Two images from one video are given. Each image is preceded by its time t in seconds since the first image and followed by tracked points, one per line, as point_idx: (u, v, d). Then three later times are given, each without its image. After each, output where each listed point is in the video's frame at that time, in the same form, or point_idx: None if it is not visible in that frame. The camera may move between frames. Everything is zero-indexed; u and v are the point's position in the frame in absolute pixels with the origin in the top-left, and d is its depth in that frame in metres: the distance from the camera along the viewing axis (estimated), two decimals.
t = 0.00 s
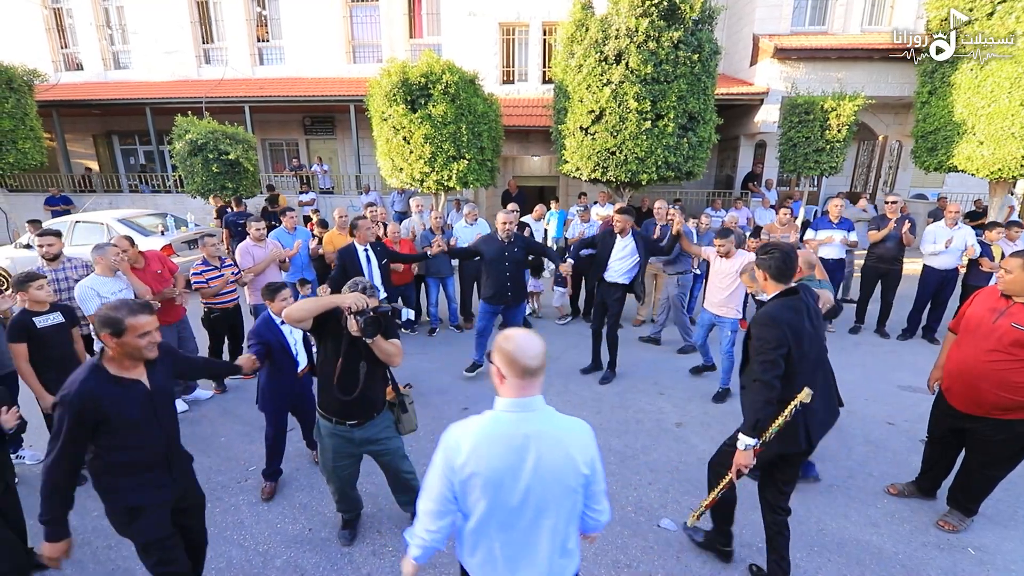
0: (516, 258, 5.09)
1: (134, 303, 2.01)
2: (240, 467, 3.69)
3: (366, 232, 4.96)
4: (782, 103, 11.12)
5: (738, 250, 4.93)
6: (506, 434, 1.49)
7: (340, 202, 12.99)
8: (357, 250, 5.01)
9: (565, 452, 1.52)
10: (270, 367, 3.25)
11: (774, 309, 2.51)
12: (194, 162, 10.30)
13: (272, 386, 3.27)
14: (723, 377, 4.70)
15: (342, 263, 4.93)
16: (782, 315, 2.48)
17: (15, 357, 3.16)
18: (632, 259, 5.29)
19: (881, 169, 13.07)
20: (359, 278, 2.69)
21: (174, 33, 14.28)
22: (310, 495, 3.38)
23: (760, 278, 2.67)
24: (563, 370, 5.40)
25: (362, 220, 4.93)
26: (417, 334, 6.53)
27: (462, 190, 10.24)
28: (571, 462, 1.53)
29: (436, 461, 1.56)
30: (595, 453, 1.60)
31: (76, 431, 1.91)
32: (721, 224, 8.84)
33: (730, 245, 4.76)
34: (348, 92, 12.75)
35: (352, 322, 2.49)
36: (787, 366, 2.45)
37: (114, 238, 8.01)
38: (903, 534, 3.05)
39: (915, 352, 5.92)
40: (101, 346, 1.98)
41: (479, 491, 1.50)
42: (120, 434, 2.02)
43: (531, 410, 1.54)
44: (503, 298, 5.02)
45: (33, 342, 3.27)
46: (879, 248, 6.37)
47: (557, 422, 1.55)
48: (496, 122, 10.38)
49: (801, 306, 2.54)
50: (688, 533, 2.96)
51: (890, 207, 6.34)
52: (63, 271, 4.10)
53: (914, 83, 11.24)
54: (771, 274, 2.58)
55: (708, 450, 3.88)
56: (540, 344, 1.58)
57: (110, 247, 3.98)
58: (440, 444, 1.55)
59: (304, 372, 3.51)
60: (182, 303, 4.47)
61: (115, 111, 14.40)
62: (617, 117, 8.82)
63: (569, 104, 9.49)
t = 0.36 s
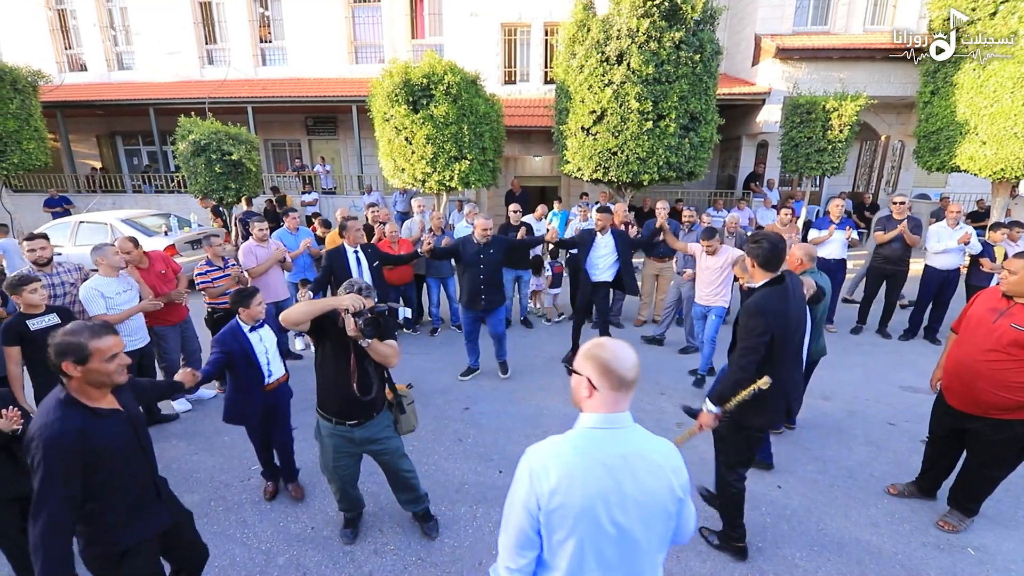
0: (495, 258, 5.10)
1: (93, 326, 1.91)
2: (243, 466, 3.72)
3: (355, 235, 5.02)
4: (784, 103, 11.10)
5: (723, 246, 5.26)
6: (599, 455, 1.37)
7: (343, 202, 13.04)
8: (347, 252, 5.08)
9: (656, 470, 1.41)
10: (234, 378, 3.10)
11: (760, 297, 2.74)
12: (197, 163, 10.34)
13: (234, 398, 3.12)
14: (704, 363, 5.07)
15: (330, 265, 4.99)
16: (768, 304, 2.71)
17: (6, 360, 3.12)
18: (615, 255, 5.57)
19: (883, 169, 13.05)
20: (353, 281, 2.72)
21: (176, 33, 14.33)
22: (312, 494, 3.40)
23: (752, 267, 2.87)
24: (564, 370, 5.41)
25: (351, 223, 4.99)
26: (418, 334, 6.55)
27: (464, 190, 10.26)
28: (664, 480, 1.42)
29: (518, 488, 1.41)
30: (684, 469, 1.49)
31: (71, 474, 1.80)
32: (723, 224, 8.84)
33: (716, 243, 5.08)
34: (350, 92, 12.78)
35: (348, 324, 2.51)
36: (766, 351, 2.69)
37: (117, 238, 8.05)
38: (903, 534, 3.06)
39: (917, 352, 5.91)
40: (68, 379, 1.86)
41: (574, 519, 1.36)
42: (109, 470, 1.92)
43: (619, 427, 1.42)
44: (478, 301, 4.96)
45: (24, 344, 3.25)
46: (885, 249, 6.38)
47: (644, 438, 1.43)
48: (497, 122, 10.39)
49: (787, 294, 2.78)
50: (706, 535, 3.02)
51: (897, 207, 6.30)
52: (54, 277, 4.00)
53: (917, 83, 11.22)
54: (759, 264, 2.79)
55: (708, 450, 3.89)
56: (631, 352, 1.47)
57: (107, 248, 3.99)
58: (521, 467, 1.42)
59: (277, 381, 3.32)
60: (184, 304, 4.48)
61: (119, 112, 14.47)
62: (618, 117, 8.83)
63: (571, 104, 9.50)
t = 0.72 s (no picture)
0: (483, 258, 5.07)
1: (82, 339, 1.79)
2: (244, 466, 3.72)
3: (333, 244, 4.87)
4: (786, 103, 11.09)
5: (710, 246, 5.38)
6: (642, 512, 1.20)
7: (344, 202, 13.07)
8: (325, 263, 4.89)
9: (711, 527, 1.24)
10: (214, 393, 2.95)
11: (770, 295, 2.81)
12: (199, 163, 10.36)
13: (214, 412, 2.96)
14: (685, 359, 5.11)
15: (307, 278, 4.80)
16: (778, 301, 2.78)
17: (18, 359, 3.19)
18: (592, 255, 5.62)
19: (885, 169, 13.03)
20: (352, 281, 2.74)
21: (178, 34, 14.36)
22: (312, 493, 3.41)
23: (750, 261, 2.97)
24: (565, 370, 5.41)
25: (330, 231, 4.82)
26: (418, 334, 6.56)
27: (465, 190, 10.27)
28: (719, 537, 1.25)
29: (550, 556, 1.22)
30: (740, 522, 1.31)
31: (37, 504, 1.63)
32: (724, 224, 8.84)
33: (704, 241, 5.21)
34: (352, 93, 12.81)
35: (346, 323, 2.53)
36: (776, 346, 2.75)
37: (119, 238, 8.07)
38: (903, 534, 3.06)
39: (917, 353, 5.92)
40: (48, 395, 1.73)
41: None
42: (87, 500, 1.77)
43: (663, 478, 1.26)
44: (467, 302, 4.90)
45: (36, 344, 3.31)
46: (889, 250, 6.37)
47: (692, 488, 1.28)
48: (498, 122, 10.40)
49: (793, 291, 2.85)
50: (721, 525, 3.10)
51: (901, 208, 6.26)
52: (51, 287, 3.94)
53: (918, 83, 11.20)
54: (764, 263, 2.85)
55: (707, 449, 3.89)
56: (672, 388, 1.34)
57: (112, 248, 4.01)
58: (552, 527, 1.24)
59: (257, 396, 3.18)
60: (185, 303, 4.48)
61: (121, 112, 14.51)
62: (619, 117, 8.83)
63: (572, 104, 9.50)
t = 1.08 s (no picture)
0: (477, 261, 4.93)
1: (71, 361, 1.74)
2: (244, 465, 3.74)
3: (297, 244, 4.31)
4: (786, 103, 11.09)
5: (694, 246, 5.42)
6: (670, 554, 1.15)
7: (345, 203, 13.08)
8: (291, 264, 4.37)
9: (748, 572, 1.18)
10: (198, 404, 2.87)
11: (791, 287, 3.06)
12: (200, 164, 10.39)
13: (196, 424, 2.89)
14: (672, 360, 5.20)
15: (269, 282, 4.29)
16: (802, 292, 3.02)
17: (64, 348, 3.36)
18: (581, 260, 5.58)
19: (885, 169, 13.02)
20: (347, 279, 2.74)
21: (180, 34, 14.39)
22: (311, 493, 3.43)
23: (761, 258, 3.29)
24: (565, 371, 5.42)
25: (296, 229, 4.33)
26: (417, 334, 6.57)
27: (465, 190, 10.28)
28: None
29: None
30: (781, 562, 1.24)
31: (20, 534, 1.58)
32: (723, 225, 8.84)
33: (689, 240, 5.29)
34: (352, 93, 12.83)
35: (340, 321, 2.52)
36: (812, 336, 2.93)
37: (120, 238, 8.10)
38: (900, 535, 3.06)
39: (917, 353, 5.91)
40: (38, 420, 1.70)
41: None
42: (73, 531, 1.71)
43: (692, 518, 1.21)
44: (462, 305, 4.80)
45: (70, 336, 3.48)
46: (887, 250, 6.37)
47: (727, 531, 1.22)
48: (498, 123, 10.41)
49: (811, 281, 3.12)
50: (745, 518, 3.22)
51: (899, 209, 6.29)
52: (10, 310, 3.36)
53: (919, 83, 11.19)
54: (779, 258, 3.13)
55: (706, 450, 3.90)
56: (699, 417, 1.28)
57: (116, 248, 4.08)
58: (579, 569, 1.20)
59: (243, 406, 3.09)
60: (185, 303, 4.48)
61: (122, 113, 14.54)
62: (618, 118, 8.84)
63: (572, 105, 9.51)
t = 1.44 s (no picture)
0: (473, 270, 4.82)
1: (54, 386, 1.62)
2: (244, 465, 3.76)
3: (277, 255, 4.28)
4: (785, 104, 11.10)
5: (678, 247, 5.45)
6: (690, 573, 1.16)
7: (345, 203, 13.09)
8: (271, 276, 4.34)
9: None
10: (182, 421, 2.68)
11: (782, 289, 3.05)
12: (200, 164, 10.42)
13: (180, 442, 2.68)
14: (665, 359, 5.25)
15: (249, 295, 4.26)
16: (793, 294, 3.03)
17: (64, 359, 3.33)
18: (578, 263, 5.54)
19: (885, 169, 13.02)
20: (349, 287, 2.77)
21: (180, 35, 14.42)
22: (311, 492, 3.45)
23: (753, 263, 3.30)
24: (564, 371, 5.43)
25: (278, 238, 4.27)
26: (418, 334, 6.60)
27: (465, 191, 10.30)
28: None
29: None
30: None
31: None
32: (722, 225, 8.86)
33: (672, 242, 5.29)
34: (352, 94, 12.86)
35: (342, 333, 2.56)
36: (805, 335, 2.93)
37: (120, 239, 8.13)
38: (896, 534, 3.08)
39: (915, 354, 5.93)
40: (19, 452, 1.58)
41: None
42: (62, 564, 1.63)
43: (714, 537, 1.22)
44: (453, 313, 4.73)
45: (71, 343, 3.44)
46: (880, 250, 6.39)
47: (749, 553, 1.24)
48: (498, 123, 10.42)
49: (801, 283, 3.15)
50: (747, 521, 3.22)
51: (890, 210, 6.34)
52: None
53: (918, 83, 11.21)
54: (770, 263, 3.14)
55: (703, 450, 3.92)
56: (727, 434, 1.27)
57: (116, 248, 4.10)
58: None
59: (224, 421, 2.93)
60: (187, 303, 4.54)
61: (122, 113, 14.58)
62: (618, 119, 8.86)
63: (571, 106, 9.53)
